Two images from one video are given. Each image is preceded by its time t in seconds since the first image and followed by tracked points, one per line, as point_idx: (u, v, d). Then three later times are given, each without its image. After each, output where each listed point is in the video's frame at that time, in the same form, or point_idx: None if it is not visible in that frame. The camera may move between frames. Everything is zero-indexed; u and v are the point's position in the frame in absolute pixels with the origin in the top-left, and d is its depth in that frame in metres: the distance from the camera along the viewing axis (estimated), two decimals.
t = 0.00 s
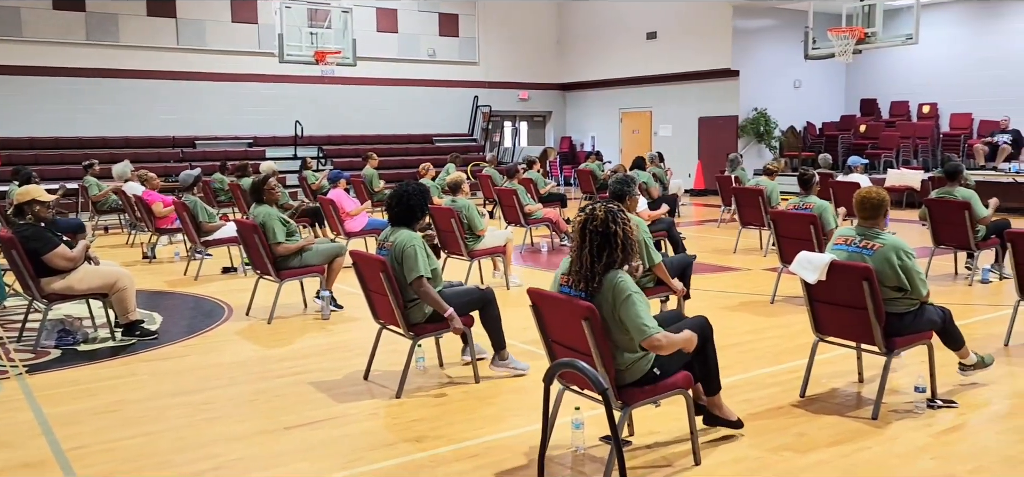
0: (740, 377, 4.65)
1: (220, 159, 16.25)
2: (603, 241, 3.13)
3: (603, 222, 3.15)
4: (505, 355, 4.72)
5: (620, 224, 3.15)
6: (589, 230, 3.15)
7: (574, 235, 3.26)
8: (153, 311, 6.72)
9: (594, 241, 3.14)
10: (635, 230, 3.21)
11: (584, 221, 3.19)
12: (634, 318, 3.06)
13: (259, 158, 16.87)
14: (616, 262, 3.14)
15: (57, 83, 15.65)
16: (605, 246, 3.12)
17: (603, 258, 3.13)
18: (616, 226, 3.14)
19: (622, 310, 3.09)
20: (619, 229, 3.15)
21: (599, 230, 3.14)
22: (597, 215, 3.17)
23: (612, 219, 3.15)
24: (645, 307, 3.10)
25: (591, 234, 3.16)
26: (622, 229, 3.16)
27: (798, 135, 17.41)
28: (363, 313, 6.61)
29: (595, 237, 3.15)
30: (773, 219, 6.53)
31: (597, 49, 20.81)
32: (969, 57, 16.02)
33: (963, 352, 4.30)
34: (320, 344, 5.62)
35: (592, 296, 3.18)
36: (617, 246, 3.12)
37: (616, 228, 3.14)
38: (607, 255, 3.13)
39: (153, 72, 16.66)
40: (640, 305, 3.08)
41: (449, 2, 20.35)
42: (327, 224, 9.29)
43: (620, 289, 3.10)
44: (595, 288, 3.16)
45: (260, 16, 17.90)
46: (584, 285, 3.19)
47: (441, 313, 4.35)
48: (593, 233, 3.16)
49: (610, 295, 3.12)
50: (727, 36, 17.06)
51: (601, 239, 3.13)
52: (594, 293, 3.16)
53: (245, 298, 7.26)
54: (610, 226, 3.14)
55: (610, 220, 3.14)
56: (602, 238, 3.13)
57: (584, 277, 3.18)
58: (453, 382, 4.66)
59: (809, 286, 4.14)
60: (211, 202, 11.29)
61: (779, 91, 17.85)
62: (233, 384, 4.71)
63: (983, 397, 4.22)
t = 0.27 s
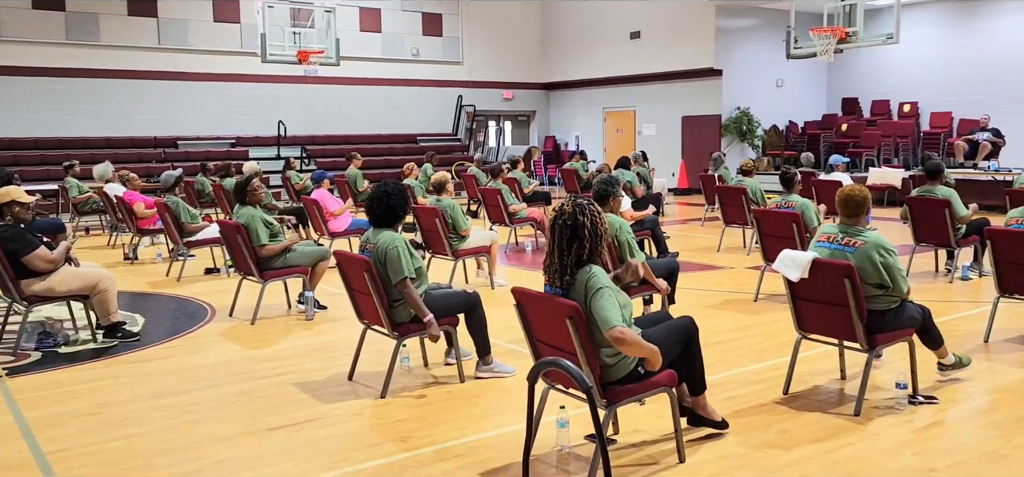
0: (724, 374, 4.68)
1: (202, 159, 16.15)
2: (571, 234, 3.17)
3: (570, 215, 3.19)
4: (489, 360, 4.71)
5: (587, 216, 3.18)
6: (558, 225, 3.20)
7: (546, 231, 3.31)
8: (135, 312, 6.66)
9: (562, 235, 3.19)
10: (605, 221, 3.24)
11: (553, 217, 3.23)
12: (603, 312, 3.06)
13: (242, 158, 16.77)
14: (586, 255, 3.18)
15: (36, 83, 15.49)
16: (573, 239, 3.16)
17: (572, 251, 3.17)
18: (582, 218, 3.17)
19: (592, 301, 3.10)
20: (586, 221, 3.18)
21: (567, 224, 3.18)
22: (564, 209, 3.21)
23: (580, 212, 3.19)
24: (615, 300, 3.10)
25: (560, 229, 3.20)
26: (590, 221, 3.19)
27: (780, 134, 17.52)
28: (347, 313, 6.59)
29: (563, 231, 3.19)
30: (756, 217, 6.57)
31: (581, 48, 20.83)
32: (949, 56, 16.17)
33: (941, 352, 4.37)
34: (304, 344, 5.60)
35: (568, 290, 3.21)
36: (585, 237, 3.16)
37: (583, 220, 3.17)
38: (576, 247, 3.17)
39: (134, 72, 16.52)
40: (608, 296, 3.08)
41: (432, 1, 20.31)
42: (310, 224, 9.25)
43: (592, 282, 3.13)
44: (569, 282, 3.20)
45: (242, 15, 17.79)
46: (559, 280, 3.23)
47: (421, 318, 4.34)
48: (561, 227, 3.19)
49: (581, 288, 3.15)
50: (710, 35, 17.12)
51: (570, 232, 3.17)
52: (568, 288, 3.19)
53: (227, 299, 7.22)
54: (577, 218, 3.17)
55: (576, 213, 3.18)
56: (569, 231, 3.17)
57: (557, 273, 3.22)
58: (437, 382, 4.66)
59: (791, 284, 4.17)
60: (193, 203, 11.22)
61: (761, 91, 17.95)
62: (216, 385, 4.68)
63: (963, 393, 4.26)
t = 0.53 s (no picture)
0: (708, 372, 4.69)
1: (185, 158, 16.04)
2: (545, 229, 3.19)
3: (542, 211, 3.21)
4: (472, 360, 4.73)
5: (558, 210, 3.21)
6: (531, 222, 3.22)
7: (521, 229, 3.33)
8: (117, 313, 6.61)
9: (536, 231, 3.21)
10: (578, 216, 3.26)
11: (527, 215, 3.26)
12: (578, 304, 3.03)
13: (225, 157, 16.67)
14: (561, 249, 3.19)
15: (15, 82, 15.33)
16: (547, 234, 3.18)
17: (547, 246, 3.19)
18: (554, 212, 3.20)
19: (567, 295, 3.10)
20: (558, 215, 3.21)
21: (540, 220, 3.21)
22: (536, 206, 3.24)
23: (552, 207, 3.21)
24: (592, 296, 3.08)
25: (533, 225, 3.23)
26: (562, 216, 3.22)
27: (764, 132, 17.59)
28: (331, 313, 6.56)
29: (537, 227, 3.21)
30: (740, 215, 6.60)
31: (566, 47, 20.84)
32: (930, 54, 16.31)
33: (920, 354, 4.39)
34: (289, 344, 5.57)
35: (547, 288, 3.22)
36: (559, 232, 3.18)
37: (555, 214, 3.20)
38: (551, 243, 3.18)
39: (115, 70, 16.38)
40: (583, 288, 3.09)
41: None
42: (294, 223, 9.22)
43: (567, 275, 3.14)
44: (546, 278, 3.21)
45: (225, 13, 17.68)
46: (536, 277, 3.24)
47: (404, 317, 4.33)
48: (534, 224, 3.22)
49: (558, 282, 3.16)
50: (694, 34, 17.18)
51: (543, 228, 3.20)
52: (546, 284, 3.20)
53: (211, 299, 7.17)
54: (549, 213, 3.20)
55: (548, 208, 3.21)
56: (543, 227, 3.19)
57: (534, 270, 3.23)
58: (422, 381, 4.65)
59: (775, 282, 4.19)
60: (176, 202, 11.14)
61: (744, 90, 18.03)
62: (200, 386, 4.65)
63: (944, 389, 4.30)
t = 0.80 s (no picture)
0: (693, 368, 4.71)
1: (168, 157, 15.92)
2: (531, 227, 3.19)
3: (528, 209, 3.21)
4: (464, 352, 4.73)
5: (544, 207, 3.21)
6: (517, 219, 3.22)
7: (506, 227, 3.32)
8: (98, 312, 6.55)
9: (521, 228, 3.21)
10: (563, 213, 3.27)
11: (512, 213, 3.25)
12: (567, 300, 3.06)
13: (208, 156, 16.55)
14: (547, 246, 3.20)
15: None
16: (533, 231, 3.18)
17: (533, 243, 3.19)
18: (540, 210, 3.20)
19: (555, 291, 3.12)
20: (544, 213, 3.20)
21: (526, 218, 3.20)
22: (521, 204, 3.23)
23: (537, 205, 3.21)
24: (580, 293, 3.10)
25: (519, 223, 3.22)
26: (548, 213, 3.22)
27: (748, 130, 17.67)
28: (316, 311, 6.54)
29: (522, 224, 3.21)
30: (724, 212, 6.62)
31: (550, 45, 20.84)
32: (911, 52, 16.42)
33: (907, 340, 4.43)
34: (273, 343, 5.54)
35: (533, 286, 3.22)
36: (544, 230, 3.18)
37: (541, 212, 3.20)
38: (537, 240, 3.19)
39: (96, 68, 16.24)
40: (571, 284, 3.11)
41: None
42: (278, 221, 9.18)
43: (554, 272, 3.15)
44: (532, 276, 3.21)
45: (208, 11, 17.56)
46: (523, 275, 3.24)
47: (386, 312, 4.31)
48: (520, 222, 3.21)
49: (546, 280, 3.17)
50: (678, 32, 17.23)
51: (528, 225, 3.19)
52: (532, 282, 3.21)
53: (194, 298, 7.13)
54: (535, 210, 3.20)
55: (534, 206, 3.20)
56: (529, 224, 3.19)
57: (521, 268, 3.24)
58: (407, 379, 4.64)
59: (758, 279, 4.21)
60: (159, 201, 11.06)
61: (729, 88, 18.10)
62: (182, 386, 4.62)
63: (926, 384, 4.34)
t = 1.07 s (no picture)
0: (676, 366, 4.73)
1: (150, 154, 15.80)
2: (518, 221, 3.19)
3: (515, 204, 3.20)
4: (455, 352, 4.73)
5: (531, 202, 3.21)
6: (504, 214, 3.21)
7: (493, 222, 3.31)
8: (79, 311, 6.49)
9: (509, 223, 3.20)
10: (549, 208, 3.28)
11: (500, 208, 3.24)
12: (555, 302, 3.08)
13: (191, 154, 16.43)
14: (535, 241, 3.19)
15: None
16: (521, 225, 3.18)
17: (521, 238, 3.18)
18: (528, 205, 3.20)
19: (543, 290, 3.13)
20: (532, 208, 3.21)
21: (514, 213, 3.19)
22: (509, 200, 3.23)
23: (525, 200, 3.21)
24: (568, 293, 3.12)
25: (506, 217, 3.21)
26: (535, 209, 3.22)
27: (731, 128, 17.73)
28: (299, 310, 6.51)
29: (510, 219, 3.20)
30: (707, 210, 6.64)
31: (535, 43, 20.83)
32: (893, 51, 16.53)
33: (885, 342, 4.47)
34: (255, 342, 5.52)
35: (521, 282, 3.22)
36: (532, 225, 3.18)
37: (528, 206, 3.20)
38: (525, 235, 3.18)
39: (77, 65, 16.09)
40: (560, 284, 3.12)
41: None
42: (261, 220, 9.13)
43: (544, 269, 3.16)
44: (521, 272, 3.21)
45: (190, 7, 17.43)
46: (511, 272, 3.24)
47: (375, 308, 4.30)
48: (508, 217, 3.20)
49: (534, 276, 3.16)
50: (662, 30, 17.26)
51: (516, 220, 3.19)
52: (521, 279, 3.20)
53: (176, 297, 7.08)
54: (522, 205, 3.20)
55: (521, 200, 3.20)
56: (517, 218, 3.19)
57: (509, 264, 3.23)
58: (391, 378, 4.63)
59: (740, 275, 4.23)
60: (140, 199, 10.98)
61: (713, 85, 18.17)
62: (165, 385, 4.59)
63: (907, 380, 4.37)
